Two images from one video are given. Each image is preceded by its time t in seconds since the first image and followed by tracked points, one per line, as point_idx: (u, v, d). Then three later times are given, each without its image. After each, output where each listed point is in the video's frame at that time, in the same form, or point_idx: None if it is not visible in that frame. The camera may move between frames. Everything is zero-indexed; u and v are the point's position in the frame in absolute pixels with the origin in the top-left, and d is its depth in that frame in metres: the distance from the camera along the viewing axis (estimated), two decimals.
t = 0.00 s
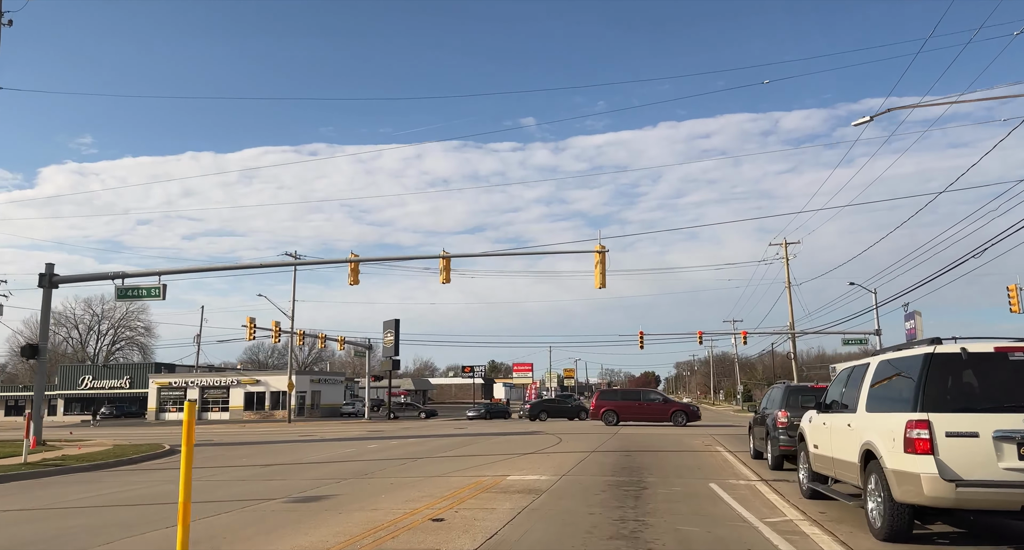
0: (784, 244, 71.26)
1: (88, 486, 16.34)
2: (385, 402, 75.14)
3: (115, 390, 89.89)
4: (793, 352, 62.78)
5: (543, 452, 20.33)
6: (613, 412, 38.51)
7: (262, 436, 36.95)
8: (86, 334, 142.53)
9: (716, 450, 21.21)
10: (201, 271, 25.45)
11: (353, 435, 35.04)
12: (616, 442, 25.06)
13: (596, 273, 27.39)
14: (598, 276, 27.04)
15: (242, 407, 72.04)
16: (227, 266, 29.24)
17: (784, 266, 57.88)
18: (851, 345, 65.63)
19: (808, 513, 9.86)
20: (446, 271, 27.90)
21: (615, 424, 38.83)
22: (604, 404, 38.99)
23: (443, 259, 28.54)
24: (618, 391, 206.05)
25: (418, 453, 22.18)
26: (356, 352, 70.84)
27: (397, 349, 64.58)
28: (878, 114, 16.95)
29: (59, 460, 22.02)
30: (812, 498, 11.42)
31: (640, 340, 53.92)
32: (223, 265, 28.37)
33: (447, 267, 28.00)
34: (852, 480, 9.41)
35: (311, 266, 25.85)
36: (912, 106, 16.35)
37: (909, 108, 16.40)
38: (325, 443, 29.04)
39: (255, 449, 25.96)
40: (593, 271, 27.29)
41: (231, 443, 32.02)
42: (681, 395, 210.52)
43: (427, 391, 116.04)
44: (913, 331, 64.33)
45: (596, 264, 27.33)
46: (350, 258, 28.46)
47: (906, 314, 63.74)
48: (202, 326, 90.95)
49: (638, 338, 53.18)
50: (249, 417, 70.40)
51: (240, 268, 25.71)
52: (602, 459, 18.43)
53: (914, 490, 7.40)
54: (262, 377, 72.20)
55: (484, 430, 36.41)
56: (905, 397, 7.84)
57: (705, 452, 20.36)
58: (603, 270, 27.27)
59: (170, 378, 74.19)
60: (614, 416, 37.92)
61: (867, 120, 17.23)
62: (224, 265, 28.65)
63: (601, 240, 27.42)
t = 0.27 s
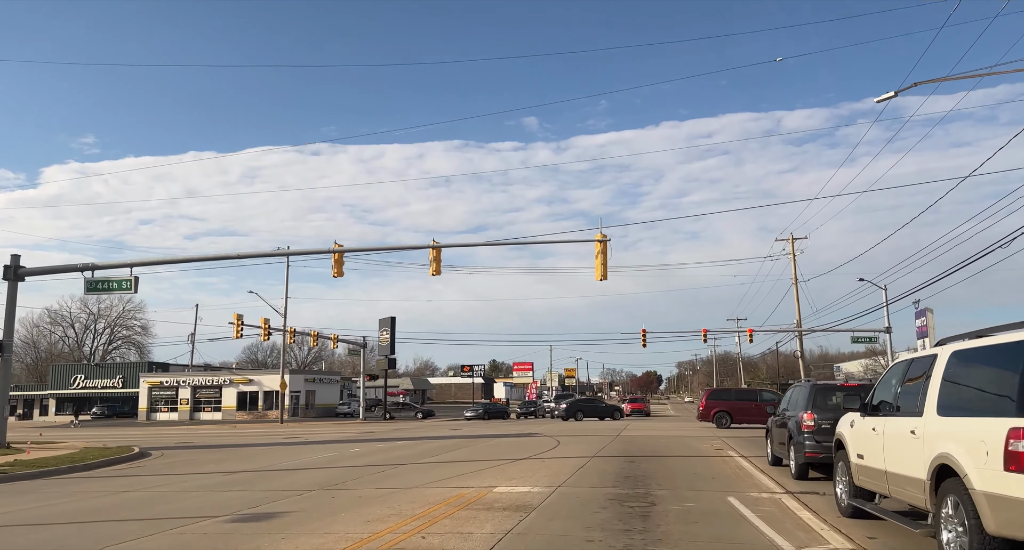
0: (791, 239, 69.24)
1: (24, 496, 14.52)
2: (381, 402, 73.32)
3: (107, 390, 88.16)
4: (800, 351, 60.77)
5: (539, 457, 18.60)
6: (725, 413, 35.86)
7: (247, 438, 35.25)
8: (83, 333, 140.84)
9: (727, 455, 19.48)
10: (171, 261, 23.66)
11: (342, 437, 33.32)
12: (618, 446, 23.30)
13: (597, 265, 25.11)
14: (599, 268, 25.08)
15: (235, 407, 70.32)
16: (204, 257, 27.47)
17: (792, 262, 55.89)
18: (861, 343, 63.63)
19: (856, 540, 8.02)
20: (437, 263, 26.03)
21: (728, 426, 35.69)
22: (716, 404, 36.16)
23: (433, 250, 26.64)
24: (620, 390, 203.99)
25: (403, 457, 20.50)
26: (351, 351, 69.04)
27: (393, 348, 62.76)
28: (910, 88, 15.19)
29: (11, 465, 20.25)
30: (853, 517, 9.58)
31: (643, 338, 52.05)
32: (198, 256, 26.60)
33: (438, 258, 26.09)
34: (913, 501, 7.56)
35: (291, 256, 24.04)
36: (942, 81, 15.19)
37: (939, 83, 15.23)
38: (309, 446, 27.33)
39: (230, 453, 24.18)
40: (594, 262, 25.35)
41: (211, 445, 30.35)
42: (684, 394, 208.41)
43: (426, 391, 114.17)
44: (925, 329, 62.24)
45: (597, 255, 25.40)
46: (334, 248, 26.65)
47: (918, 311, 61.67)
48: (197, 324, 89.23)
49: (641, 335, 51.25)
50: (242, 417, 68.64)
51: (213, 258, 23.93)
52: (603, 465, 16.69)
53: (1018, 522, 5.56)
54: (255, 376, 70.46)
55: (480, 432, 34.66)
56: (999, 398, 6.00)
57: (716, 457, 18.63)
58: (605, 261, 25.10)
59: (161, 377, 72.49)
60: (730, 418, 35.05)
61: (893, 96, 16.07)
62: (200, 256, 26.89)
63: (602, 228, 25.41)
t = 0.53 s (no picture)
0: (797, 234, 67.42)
1: None
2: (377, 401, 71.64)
3: (98, 389, 86.55)
4: (806, 348, 59.04)
5: (534, 462, 16.98)
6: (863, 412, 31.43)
7: (231, 440, 33.67)
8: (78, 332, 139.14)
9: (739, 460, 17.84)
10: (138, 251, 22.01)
11: (329, 439, 31.73)
12: (620, 450, 21.65)
13: (597, 255, 23.30)
14: (600, 258, 23.23)
15: (227, 407, 68.70)
16: (178, 248, 25.85)
17: (798, 256, 54.13)
18: (869, 341, 61.80)
19: None
20: (425, 253, 24.28)
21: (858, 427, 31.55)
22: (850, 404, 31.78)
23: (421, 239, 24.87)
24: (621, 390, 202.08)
25: (386, 462, 18.92)
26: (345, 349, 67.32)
27: (387, 346, 61.08)
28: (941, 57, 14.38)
29: None
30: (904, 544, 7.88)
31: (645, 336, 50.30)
32: (170, 247, 24.98)
33: (426, 248, 24.35)
34: (999, 534, 5.85)
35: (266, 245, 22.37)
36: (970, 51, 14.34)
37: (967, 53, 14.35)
38: (291, 448, 25.76)
39: (201, 456, 22.57)
40: (594, 252, 23.53)
41: (190, 448, 28.78)
42: (685, 394, 206.45)
43: (424, 390, 112.41)
44: (935, 327, 60.40)
45: (596, 244, 23.61)
46: (315, 238, 24.97)
47: (928, 308, 59.77)
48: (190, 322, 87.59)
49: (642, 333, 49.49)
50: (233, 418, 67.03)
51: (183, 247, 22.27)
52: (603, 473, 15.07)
53: None
54: (247, 375, 68.81)
55: (474, 433, 33.02)
56: None
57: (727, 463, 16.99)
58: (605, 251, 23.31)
59: (152, 376, 70.84)
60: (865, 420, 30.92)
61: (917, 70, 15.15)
62: (173, 246, 25.26)
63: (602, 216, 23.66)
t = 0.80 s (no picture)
0: (800, 230, 65.90)
1: None
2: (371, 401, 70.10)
3: (88, 389, 84.91)
4: (811, 347, 57.50)
5: (526, 469, 15.45)
6: None
7: (212, 441, 32.17)
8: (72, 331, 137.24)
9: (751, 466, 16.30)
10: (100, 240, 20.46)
11: (314, 441, 30.20)
12: (620, 453, 20.11)
13: (595, 245, 21.72)
14: (598, 248, 21.64)
15: (217, 407, 67.16)
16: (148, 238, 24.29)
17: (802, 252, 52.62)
18: (874, 340, 60.19)
19: None
20: (411, 243, 22.72)
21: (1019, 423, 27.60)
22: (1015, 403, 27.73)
23: (407, 229, 23.29)
24: (620, 390, 200.40)
25: (365, 467, 17.41)
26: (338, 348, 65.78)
27: (381, 345, 59.50)
28: (969, 28, 13.92)
29: None
30: None
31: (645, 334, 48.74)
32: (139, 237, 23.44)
33: (412, 238, 22.78)
34: None
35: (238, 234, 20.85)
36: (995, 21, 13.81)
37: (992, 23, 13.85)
38: (270, 451, 24.23)
39: (169, 461, 21.05)
40: (592, 242, 21.92)
41: (166, 450, 27.27)
42: (685, 393, 204.88)
43: (421, 390, 110.79)
44: (942, 325, 58.79)
45: (595, 233, 22.02)
46: (294, 227, 23.44)
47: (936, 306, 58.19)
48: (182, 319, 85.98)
49: (643, 331, 48.02)
50: (224, 418, 65.52)
51: (149, 237, 20.76)
52: (601, 481, 13.56)
53: None
54: (238, 374, 67.25)
55: (467, 435, 31.49)
56: None
57: (738, 469, 15.45)
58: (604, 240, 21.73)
59: (140, 375, 69.26)
60: None
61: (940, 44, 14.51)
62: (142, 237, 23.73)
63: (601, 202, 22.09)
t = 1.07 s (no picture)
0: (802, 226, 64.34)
1: None
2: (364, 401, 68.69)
3: (77, 388, 83.43)
4: (813, 346, 56.11)
5: (515, 475, 14.09)
6: None
7: (192, 443, 30.78)
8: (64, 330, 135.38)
9: (761, 472, 14.91)
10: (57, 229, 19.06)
11: (297, 443, 28.80)
12: (619, 456, 18.70)
13: (591, 235, 20.28)
14: (594, 238, 20.21)
15: (207, 407, 65.73)
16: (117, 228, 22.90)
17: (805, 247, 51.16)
18: (878, 338, 58.73)
19: None
20: (394, 233, 21.27)
21: None
22: None
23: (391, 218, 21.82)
24: (618, 390, 198.97)
25: (341, 472, 16.05)
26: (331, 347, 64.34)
27: (373, 344, 58.09)
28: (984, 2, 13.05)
29: None
30: None
31: (644, 332, 47.29)
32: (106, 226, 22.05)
33: (396, 227, 21.33)
34: None
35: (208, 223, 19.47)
36: None
37: None
38: (247, 454, 22.85)
39: (134, 465, 19.70)
40: (588, 231, 20.49)
41: (139, 453, 25.89)
42: (683, 393, 203.46)
43: (417, 390, 109.33)
44: (948, 323, 57.29)
45: (591, 221, 20.58)
46: (272, 215, 22.04)
47: (942, 303, 56.71)
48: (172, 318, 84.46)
49: (641, 329, 46.61)
50: (213, 418, 64.14)
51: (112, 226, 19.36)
52: (597, 491, 12.22)
53: None
54: (228, 374, 65.80)
55: (458, 437, 30.08)
56: None
57: (748, 476, 14.06)
58: (600, 229, 20.26)
59: (129, 375, 67.81)
60: None
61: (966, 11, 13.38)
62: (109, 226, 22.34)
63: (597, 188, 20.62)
